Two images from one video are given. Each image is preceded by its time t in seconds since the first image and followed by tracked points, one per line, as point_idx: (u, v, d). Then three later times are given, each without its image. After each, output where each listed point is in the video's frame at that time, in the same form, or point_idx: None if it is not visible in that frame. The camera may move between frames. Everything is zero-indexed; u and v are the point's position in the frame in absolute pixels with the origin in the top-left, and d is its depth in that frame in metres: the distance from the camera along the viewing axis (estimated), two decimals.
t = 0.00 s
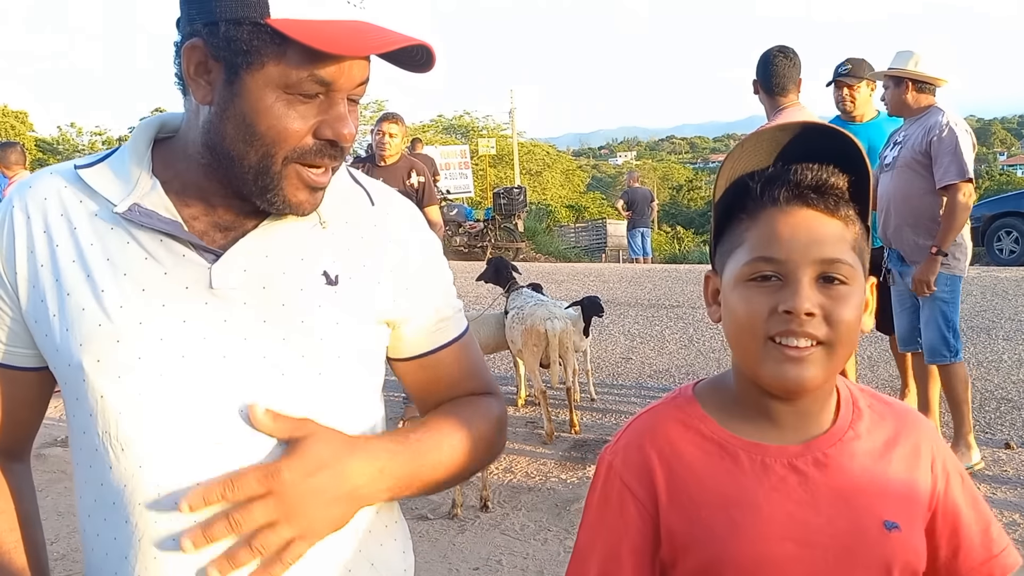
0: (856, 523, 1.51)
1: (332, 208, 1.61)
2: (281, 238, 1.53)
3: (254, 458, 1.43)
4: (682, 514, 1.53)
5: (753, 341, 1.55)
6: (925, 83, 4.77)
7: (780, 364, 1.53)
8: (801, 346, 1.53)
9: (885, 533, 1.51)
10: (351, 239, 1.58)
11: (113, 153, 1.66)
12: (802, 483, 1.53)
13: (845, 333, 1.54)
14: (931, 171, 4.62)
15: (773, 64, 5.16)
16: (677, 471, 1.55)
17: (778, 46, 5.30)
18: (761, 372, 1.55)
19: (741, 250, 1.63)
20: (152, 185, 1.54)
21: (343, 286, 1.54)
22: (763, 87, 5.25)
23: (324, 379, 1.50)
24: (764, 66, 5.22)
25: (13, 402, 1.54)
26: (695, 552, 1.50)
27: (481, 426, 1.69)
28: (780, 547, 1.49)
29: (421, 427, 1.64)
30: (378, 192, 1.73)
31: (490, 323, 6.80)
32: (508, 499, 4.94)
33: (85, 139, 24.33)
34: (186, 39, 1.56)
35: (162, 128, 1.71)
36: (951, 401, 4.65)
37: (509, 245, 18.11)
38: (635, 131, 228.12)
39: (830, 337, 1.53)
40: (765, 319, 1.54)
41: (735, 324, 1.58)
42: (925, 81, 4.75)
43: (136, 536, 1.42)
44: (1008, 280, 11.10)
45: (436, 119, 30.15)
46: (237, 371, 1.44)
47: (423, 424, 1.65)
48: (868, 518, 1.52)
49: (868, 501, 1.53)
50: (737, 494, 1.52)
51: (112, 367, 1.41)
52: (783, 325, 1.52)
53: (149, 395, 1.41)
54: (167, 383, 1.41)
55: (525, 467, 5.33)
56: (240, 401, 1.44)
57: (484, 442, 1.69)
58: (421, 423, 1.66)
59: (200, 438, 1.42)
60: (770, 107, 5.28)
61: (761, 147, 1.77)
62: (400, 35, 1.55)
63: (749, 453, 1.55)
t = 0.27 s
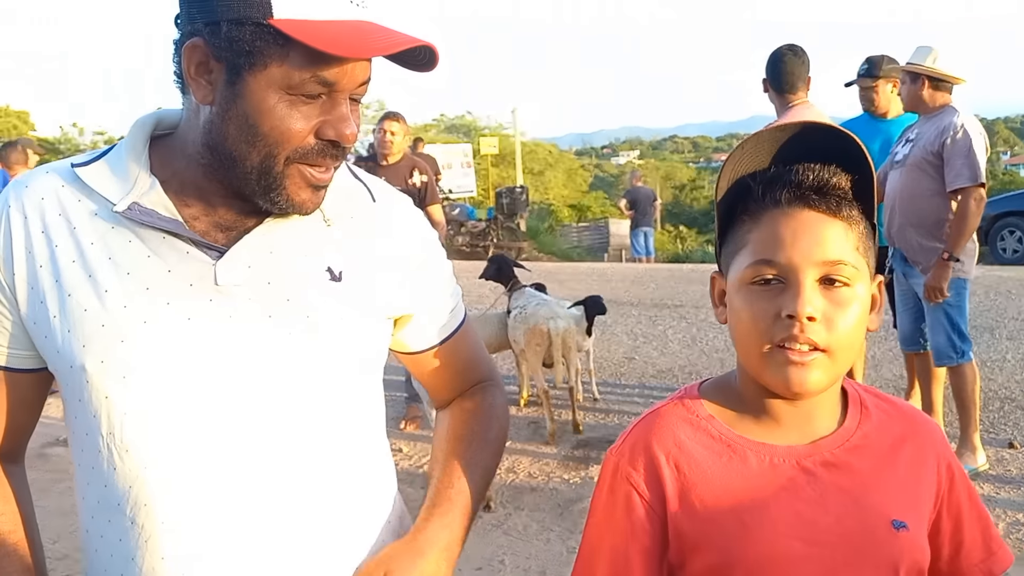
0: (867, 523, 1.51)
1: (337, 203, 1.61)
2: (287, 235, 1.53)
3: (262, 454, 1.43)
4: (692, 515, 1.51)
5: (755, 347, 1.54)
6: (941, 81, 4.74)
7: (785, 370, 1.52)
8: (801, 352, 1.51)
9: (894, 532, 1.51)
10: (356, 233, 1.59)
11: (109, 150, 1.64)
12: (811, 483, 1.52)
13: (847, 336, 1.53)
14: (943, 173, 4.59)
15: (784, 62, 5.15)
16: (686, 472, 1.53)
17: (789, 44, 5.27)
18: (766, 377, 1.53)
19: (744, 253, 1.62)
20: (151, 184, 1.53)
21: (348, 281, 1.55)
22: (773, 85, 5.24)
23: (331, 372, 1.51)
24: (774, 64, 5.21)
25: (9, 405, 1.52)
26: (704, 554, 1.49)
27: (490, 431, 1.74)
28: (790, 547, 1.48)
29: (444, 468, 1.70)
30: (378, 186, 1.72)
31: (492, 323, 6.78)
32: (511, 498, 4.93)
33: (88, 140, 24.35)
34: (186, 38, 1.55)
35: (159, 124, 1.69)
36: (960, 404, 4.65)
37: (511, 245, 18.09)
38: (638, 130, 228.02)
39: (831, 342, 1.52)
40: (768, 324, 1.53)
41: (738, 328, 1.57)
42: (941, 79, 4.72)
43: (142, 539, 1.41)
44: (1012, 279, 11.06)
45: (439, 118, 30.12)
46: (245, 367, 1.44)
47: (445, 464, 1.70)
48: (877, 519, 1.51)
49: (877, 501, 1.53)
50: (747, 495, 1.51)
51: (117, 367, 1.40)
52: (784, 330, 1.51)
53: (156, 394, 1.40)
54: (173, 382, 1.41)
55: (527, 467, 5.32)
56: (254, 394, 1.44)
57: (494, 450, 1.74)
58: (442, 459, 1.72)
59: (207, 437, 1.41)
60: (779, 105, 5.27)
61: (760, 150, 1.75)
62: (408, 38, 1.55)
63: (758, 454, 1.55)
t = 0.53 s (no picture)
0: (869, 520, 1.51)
1: (339, 200, 1.61)
2: (290, 233, 1.53)
3: (266, 452, 1.43)
4: (695, 511, 1.50)
5: (756, 347, 1.54)
6: (955, 80, 4.71)
7: (788, 371, 1.51)
8: (804, 354, 1.50)
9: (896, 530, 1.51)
10: (357, 233, 1.58)
11: (108, 150, 1.64)
12: (814, 481, 1.52)
13: (850, 337, 1.52)
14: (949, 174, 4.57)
15: (795, 57, 5.15)
16: (689, 468, 1.53)
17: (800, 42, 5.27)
18: (770, 378, 1.53)
19: (748, 252, 1.62)
20: (151, 184, 1.53)
21: (349, 282, 1.55)
22: (782, 81, 5.23)
23: (333, 372, 1.51)
24: (783, 59, 5.20)
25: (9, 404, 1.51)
26: (705, 549, 1.49)
27: (492, 433, 1.75)
28: (793, 544, 1.48)
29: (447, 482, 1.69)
30: (379, 183, 1.72)
31: (495, 322, 6.78)
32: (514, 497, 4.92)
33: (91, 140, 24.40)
34: (185, 38, 1.55)
35: (157, 124, 1.69)
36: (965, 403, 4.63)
37: (514, 244, 18.09)
38: (641, 130, 227.93)
39: (833, 344, 1.50)
40: (773, 324, 1.51)
41: (741, 327, 1.57)
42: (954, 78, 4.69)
43: (144, 539, 1.41)
44: (1016, 278, 11.03)
45: (442, 118, 30.12)
46: (248, 366, 1.44)
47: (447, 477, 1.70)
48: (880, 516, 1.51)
49: (880, 500, 1.53)
50: (750, 491, 1.50)
51: (119, 367, 1.40)
52: (787, 331, 1.50)
53: (160, 394, 1.40)
54: (175, 382, 1.41)
55: (530, 466, 5.32)
56: (258, 391, 1.44)
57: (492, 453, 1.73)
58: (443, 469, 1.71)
59: (211, 434, 1.41)
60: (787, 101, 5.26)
61: (765, 148, 1.76)
62: (410, 37, 1.55)
63: (762, 450, 1.54)
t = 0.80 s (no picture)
0: (868, 515, 1.50)
1: (342, 193, 1.61)
2: (289, 230, 1.51)
3: (261, 448, 1.43)
4: (692, 501, 1.50)
5: (771, 336, 1.52)
6: (965, 79, 4.65)
7: (800, 363, 1.50)
8: (821, 347, 1.49)
9: (893, 525, 1.51)
10: (357, 229, 1.56)
11: (108, 146, 1.64)
12: (813, 473, 1.52)
13: (865, 331, 1.51)
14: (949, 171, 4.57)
15: (795, 55, 5.13)
16: (687, 458, 1.53)
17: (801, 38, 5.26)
18: (781, 370, 1.52)
19: (764, 242, 1.61)
20: (150, 180, 1.53)
21: (348, 278, 1.53)
22: (784, 77, 5.21)
23: (330, 369, 1.49)
24: (786, 57, 5.19)
25: (12, 399, 1.52)
26: (702, 539, 1.48)
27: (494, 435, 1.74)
28: (790, 535, 1.47)
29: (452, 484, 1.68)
30: (385, 179, 1.70)
31: (498, 319, 6.78)
32: (516, 494, 4.92)
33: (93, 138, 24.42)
34: (179, 31, 1.56)
35: (159, 119, 1.69)
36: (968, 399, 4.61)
37: (517, 242, 18.07)
38: (643, 127, 227.74)
39: (849, 337, 1.50)
40: (790, 316, 1.51)
41: (754, 315, 1.56)
42: (964, 78, 4.64)
43: (142, 533, 1.42)
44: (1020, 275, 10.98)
45: (444, 115, 30.08)
46: (243, 362, 1.43)
47: (451, 480, 1.68)
48: (879, 511, 1.51)
49: (878, 494, 1.52)
50: (747, 482, 1.50)
51: (116, 362, 1.40)
52: (803, 324, 1.49)
53: (155, 389, 1.40)
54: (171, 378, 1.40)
55: (532, 463, 5.32)
56: (255, 386, 1.43)
57: (494, 454, 1.73)
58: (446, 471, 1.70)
59: (206, 429, 1.40)
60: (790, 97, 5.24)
61: (791, 137, 1.74)
62: (400, 24, 1.54)
63: (761, 442, 1.54)
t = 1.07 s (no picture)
0: (873, 514, 1.50)
1: (345, 189, 1.60)
2: (286, 229, 1.49)
3: (259, 448, 1.41)
4: (697, 498, 1.49)
5: (780, 335, 1.52)
6: (973, 78, 4.63)
7: (810, 361, 1.49)
8: (830, 345, 1.49)
9: (898, 524, 1.51)
10: (357, 228, 1.53)
11: (110, 145, 1.64)
12: (818, 472, 1.51)
13: (875, 330, 1.51)
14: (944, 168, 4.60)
15: (799, 54, 5.13)
16: (692, 455, 1.52)
17: (804, 36, 5.25)
18: (790, 368, 1.51)
19: (773, 240, 1.60)
20: (149, 179, 1.52)
21: (347, 278, 1.50)
22: (788, 77, 5.21)
23: (328, 370, 1.47)
24: (790, 57, 5.18)
25: (15, 396, 1.53)
26: (707, 536, 1.48)
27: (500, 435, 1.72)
28: (794, 534, 1.47)
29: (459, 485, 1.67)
30: (389, 178, 1.67)
31: (500, 317, 6.78)
32: (519, 492, 4.92)
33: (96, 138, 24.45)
34: (172, 29, 1.55)
35: (161, 117, 1.69)
36: (971, 397, 4.60)
37: (519, 240, 18.07)
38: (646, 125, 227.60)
39: (859, 336, 1.49)
40: (800, 314, 1.50)
41: (764, 313, 1.55)
42: (970, 75, 4.62)
43: (141, 531, 1.42)
44: None
45: (446, 114, 30.08)
46: (239, 362, 1.42)
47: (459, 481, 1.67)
48: (883, 511, 1.51)
49: (883, 494, 1.52)
50: (753, 480, 1.50)
51: (114, 362, 1.39)
52: (813, 322, 1.48)
53: (152, 389, 1.39)
54: (167, 377, 1.39)
55: (535, 461, 5.32)
56: (253, 384, 1.42)
57: (502, 453, 1.72)
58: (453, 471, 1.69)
59: (204, 429, 1.39)
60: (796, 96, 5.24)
61: (803, 134, 1.72)
62: (388, 11, 1.52)
63: (766, 440, 1.54)
